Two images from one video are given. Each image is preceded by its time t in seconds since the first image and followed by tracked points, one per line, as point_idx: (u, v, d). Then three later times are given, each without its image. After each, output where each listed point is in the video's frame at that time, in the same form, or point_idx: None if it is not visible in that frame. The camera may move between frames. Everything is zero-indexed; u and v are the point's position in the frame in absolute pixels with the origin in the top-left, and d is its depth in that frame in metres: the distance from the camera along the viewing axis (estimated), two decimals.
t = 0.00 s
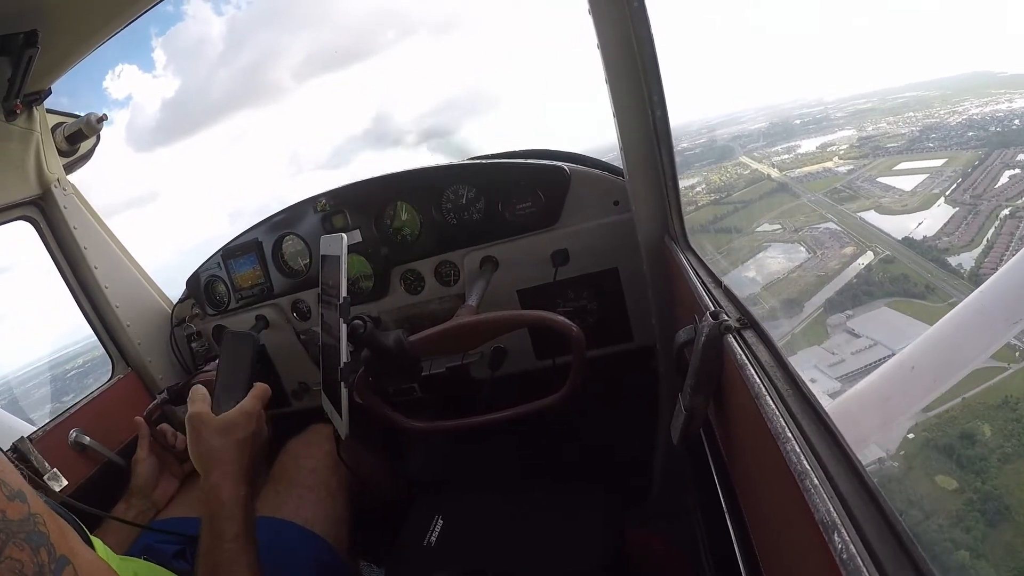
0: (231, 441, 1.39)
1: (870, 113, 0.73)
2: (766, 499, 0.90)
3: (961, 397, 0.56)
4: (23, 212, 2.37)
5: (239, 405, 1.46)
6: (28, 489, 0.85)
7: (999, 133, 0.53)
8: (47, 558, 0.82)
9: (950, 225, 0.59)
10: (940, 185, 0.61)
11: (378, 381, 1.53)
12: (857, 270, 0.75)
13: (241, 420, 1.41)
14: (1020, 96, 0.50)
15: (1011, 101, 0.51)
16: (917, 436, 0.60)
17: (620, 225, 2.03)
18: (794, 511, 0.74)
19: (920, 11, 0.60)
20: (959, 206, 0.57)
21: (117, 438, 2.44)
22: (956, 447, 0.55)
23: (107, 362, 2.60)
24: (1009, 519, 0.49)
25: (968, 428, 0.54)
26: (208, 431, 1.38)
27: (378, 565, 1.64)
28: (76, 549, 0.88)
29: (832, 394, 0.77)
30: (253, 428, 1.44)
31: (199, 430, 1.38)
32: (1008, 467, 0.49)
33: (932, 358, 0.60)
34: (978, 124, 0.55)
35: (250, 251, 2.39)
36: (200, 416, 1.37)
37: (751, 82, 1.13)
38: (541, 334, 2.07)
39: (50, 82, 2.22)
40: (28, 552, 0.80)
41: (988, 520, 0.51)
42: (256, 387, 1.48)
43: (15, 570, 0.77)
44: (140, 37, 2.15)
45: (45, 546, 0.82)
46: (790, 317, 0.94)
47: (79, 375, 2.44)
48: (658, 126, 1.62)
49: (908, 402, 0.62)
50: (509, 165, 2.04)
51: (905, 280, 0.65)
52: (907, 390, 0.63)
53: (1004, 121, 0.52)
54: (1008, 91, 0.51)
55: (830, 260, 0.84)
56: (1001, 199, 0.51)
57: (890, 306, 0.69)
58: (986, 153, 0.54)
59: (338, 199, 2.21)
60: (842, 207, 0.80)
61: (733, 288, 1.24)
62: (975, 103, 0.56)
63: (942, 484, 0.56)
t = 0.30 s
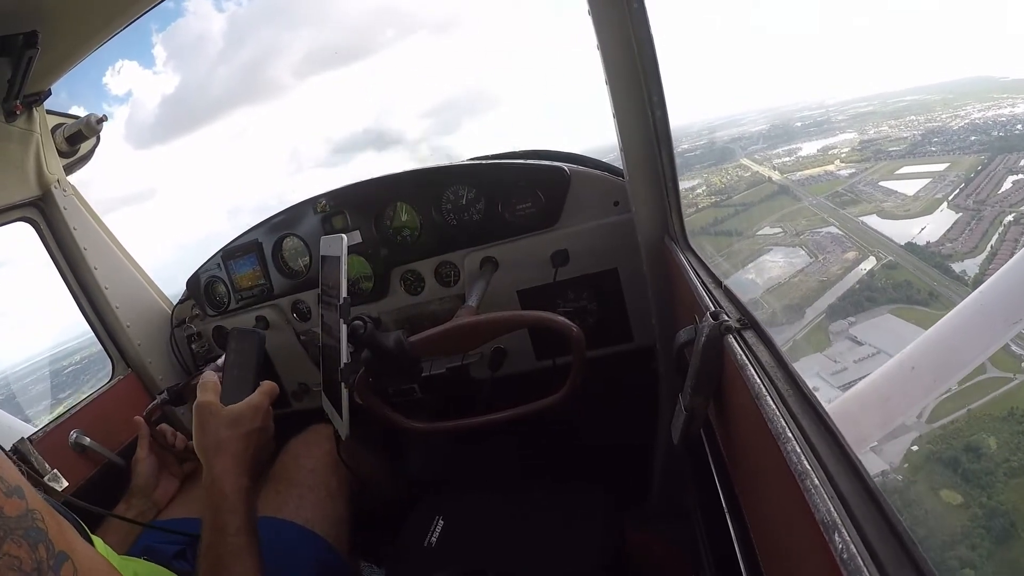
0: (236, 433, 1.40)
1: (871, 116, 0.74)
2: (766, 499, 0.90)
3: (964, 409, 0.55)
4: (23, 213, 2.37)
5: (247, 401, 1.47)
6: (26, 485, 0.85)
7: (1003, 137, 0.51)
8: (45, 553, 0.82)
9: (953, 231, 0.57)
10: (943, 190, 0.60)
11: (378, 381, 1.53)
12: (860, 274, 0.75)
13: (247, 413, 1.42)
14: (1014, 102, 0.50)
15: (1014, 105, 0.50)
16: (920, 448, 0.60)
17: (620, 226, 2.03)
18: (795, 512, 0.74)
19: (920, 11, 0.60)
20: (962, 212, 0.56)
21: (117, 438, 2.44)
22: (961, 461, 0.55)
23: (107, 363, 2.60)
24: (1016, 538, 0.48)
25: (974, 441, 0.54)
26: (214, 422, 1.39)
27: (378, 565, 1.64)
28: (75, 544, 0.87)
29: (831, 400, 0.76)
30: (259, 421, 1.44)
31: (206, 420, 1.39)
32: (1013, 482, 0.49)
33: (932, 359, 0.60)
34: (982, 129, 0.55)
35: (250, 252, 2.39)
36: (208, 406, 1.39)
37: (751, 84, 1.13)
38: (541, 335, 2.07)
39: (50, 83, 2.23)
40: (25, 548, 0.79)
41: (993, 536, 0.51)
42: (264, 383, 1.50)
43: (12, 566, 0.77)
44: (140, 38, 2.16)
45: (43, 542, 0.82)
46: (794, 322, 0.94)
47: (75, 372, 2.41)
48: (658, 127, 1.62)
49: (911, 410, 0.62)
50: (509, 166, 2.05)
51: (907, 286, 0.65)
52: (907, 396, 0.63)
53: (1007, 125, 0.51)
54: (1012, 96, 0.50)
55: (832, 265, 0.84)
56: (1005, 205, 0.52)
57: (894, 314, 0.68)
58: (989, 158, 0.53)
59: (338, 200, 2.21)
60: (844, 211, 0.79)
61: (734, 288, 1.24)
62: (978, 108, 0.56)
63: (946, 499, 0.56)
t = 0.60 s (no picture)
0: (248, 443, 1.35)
1: (870, 114, 0.73)
2: (765, 498, 0.89)
3: (971, 414, 0.54)
4: (22, 211, 2.37)
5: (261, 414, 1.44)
6: (24, 484, 0.85)
7: (1002, 135, 0.52)
8: (43, 554, 0.82)
9: (956, 230, 0.57)
10: (945, 188, 0.59)
11: (379, 379, 1.55)
12: (863, 275, 0.74)
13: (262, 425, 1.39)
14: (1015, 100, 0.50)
15: (1014, 103, 0.51)
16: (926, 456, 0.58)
17: (619, 224, 2.03)
18: (793, 510, 0.74)
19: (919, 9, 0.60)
20: (964, 210, 0.56)
21: (115, 437, 2.43)
22: (969, 470, 0.53)
23: (107, 361, 2.60)
24: None
25: (981, 448, 0.53)
26: (227, 428, 1.34)
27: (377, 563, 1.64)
28: (73, 544, 0.87)
29: (829, 398, 0.76)
30: (271, 435, 1.41)
31: (219, 424, 1.33)
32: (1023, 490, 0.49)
33: (932, 357, 0.60)
34: (982, 126, 0.55)
35: (250, 251, 2.39)
36: (223, 411, 1.33)
37: (750, 82, 1.13)
38: (540, 333, 2.07)
39: (50, 82, 2.22)
40: (23, 548, 0.79)
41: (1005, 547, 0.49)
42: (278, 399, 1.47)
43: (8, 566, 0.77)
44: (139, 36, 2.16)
45: (40, 541, 0.82)
46: (795, 324, 0.93)
47: (73, 373, 2.40)
48: (657, 126, 1.62)
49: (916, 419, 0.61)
50: (508, 165, 2.04)
51: (910, 287, 0.64)
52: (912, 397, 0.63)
53: (1006, 123, 0.51)
54: (1011, 93, 0.51)
55: (835, 265, 0.82)
56: (1007, 204, 0.51)
57: (896, 315, 0.66)
58: (988, 157, 0.53)
59: (337, 199, 2.20)
60: (845, 210, 0.78)
61: (734, 287, 1.24)
62: (978, 105, 0.56)
63: (955, 508, 0.54)
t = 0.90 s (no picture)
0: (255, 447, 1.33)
1: (868, 109, 0.73)
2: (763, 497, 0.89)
3: (982, 414, 0.53)
4: (20, 209, 2.36)
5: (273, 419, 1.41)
6: (20, 483, 0.85)
7: (1001, 127, 0.52)
8: (39, 553, 0.82)
9: (958, 226, 0.57)
10: (945, 182, 0.60)
11: (376, 377, 1.54)
12: (865, 273, 0.73)
13: (270, 430, 1.36)
14: (1013, 92, 0.50)
15: (1012, 95, 0.50)
16: (937, 460, 0.58)
17: (618, 223, 2.02)
18: (791, 509, 0.74)
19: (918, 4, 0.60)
20: (966, 205, 0.56)
21: (114, 436, 2.43)
22: (981, 473, 0.53)
23: (105, 359, 2.59)
24: None
25: (992, 451, 0.52)
26: (235, 431, 1.32)
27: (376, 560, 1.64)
28: (70, 543, 0.87)
29: (827, 397, 0.77)
30: (281, 441, 1.38)
31: (228, 426, 1.31)
32: None
33: (931, 356, 0.60)
34: (980, 119, 0.54)
35: (248, 248, 2.39)
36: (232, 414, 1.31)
37: (747, 79, 1.13)
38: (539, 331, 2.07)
39: (47, 79, 2.22)
40: (19, 547, 0.79)
41: (1018, 554, 0.49)
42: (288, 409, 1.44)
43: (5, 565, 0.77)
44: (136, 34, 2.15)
45: (37, 541, 0.82)
46: (796, 325, 0.91)
47: (72, 382, 2.39)
48: (655, 124, 1.62)
49: (925, 420, 0.60)
50: (507, 163, 2.04)
51: (914, 284, 0.63)
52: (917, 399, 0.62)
53: (1005, 115, 0.51)
54: (1011, 85, 0.50)
55: (836, 263, 0.81)
56: (1010, 196, 0.51)
57: (901, 313, 0.66)
58: (988, 150, 0.53)
59: (335, 196, 2.20)
60: (846, 206, 0.78)
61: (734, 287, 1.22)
62: (975, 97, 0.55)
63: (966, 513, 0.54)
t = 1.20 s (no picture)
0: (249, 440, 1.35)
1: (869, 109, 0.73)
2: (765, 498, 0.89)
3: (989, 424, 0.52)
4: (21, 214, 2.36)
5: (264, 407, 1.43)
6: (18, 481, 0.84)
7: (1003, 128, 0.52)
8: (35, 551, 0.81)
9: (963, 229, 0.56)
10: (947, 184, 0.60)
11: (377, 381, 1.53)
12: (868, 275, 0.73)
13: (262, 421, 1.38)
14: (1012, 93, 0.51)
15: (1014, 96, 0.51)
16: (943, 471, 0.57)
17: (618, 224, 2.03)
18: (793, 510, 0.74)
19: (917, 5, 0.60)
20: (971, 208, 0.56)
21: (115, 440, 2.44)
22: (988, 484, 0.52)
23: (107, 363, 2.60)
24: None
25: (999, 462, 0.51)
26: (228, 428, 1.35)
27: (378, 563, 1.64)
28: (65, 541, 0.87)
29: (829, 398, 0.77)
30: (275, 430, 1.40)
31: (220, 426, 1.34)
32: None
33: (931, 356, 0.61)
34: (982, 121, 0.55)
35: (249, 252, 2.39)
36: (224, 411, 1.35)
37: (747, 80, 1.13)
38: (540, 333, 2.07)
39: (47, 84, 2.22)
40: (15, 544, 0.79)
41: None
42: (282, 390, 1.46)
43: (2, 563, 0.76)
44: (136, 38, 2.15)
45: (33, 539, 0.82)
46: (800, 329, 0.91)
47: (71, 383, 2.39)
48: (655, 125, 1.62)
49: (931, 430, 0.60)
50: (507, 165, 2.04)
51: (918, 288, 0.63)
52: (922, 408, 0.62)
53: (1007, 117, 0.52)
54: (1010, 86, 0.51)
55: (840, 266, 0.81)
56: (1014, 199, 0.50)
57: (905, 318, 0.66)
58: (991, 151, 0.53)
59: (336, 199, 2.20)
60: (847, 208, 0.78)
61: (733, 287, 1.24)
62: (977, 98, 0.56)
63: (973, 526, 0.53)
